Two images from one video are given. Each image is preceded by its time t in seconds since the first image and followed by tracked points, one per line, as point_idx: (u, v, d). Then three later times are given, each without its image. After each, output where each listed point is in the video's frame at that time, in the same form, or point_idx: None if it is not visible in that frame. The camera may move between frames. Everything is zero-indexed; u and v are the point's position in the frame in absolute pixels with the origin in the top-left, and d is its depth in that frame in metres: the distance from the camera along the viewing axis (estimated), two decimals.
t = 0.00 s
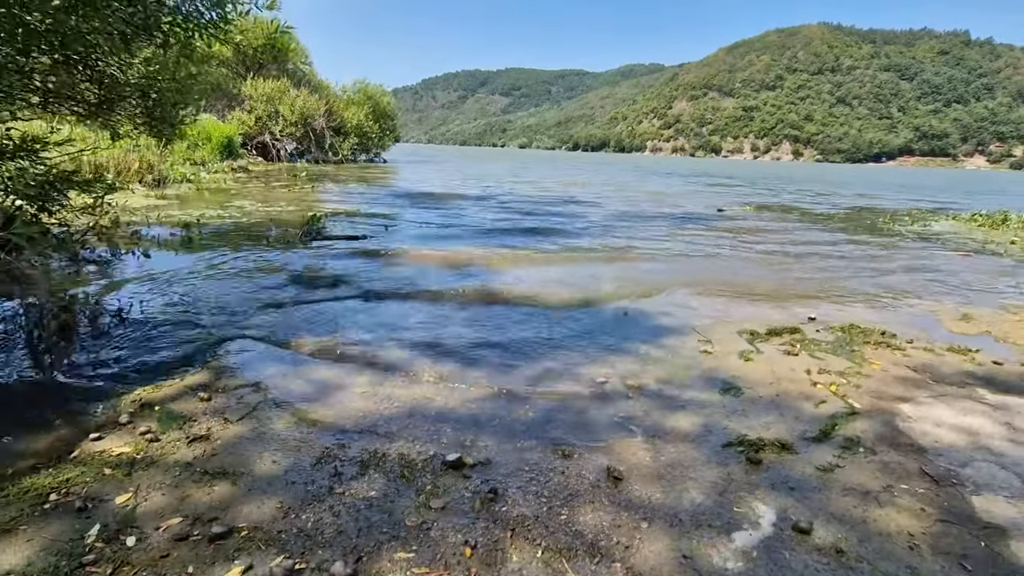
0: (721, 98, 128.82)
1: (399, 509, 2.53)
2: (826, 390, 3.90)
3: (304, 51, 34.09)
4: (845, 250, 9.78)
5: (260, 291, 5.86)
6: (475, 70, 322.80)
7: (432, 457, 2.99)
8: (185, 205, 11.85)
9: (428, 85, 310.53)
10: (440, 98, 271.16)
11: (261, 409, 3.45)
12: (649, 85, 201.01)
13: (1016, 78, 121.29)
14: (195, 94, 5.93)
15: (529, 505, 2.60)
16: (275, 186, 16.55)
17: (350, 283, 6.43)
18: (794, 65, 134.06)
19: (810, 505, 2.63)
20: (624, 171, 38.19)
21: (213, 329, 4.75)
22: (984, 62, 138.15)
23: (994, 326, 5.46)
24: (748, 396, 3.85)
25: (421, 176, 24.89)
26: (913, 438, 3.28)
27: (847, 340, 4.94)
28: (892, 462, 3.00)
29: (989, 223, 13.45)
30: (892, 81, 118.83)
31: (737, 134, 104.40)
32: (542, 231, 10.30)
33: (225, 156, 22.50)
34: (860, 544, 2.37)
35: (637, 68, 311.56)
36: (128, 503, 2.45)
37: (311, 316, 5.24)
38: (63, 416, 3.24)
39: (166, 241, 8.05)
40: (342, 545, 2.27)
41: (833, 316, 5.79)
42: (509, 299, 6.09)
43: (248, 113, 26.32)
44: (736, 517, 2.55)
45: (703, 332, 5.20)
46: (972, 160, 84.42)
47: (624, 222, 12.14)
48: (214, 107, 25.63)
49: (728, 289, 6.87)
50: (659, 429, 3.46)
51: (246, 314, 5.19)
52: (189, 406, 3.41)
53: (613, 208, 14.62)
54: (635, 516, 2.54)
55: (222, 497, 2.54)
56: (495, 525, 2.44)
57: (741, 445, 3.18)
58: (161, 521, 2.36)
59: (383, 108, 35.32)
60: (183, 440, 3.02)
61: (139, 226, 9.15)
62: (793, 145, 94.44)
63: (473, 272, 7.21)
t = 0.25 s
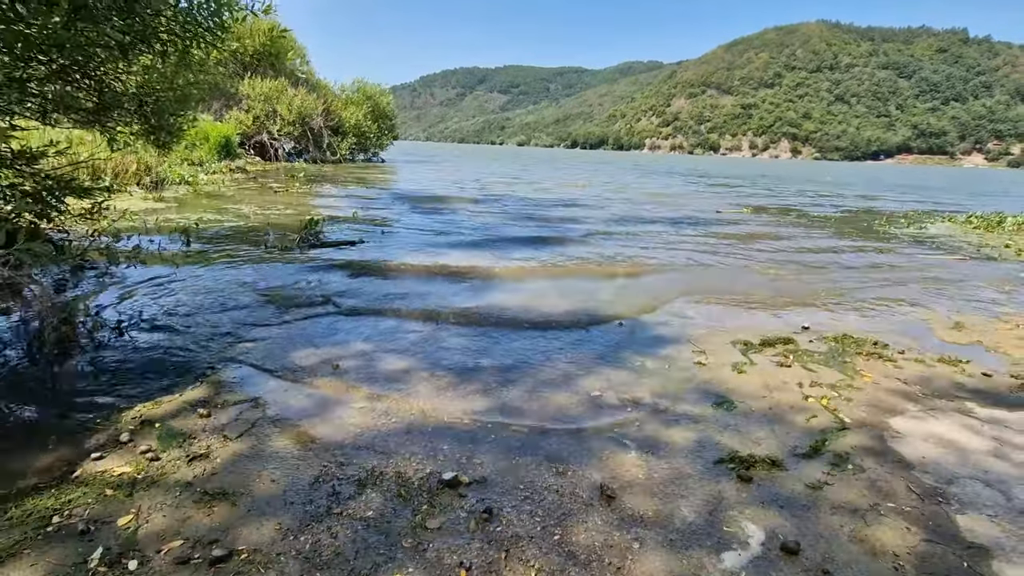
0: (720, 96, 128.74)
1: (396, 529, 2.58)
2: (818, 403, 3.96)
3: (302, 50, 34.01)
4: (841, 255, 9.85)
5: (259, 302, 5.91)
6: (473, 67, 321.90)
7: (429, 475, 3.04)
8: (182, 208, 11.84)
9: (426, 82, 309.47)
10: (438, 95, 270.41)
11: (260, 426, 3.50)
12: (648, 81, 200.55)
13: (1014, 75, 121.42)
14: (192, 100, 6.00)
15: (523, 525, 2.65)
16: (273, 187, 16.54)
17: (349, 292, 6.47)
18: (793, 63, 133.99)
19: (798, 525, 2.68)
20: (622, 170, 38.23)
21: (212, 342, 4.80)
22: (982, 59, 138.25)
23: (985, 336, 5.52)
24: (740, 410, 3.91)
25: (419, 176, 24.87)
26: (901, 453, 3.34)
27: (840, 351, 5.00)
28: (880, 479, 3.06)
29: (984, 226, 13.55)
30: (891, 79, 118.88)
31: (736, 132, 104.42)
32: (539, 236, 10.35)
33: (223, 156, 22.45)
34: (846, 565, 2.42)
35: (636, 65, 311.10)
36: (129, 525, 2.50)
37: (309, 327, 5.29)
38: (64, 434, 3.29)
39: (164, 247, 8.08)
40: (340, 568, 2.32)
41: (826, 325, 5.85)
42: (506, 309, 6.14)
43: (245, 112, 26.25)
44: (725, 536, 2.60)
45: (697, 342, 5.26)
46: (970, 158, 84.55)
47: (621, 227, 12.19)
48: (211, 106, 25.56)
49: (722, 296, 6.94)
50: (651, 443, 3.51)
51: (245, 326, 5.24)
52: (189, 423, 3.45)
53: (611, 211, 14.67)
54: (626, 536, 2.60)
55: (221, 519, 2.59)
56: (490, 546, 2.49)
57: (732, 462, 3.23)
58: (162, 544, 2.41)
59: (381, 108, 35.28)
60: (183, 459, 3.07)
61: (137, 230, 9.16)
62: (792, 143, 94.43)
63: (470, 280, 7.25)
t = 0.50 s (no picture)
0: (718, 93, 128.72)
1: (392, 550, 2.65)
2: (807, 418, 4.03)
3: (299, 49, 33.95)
4: (834, 260, 9.94)
5: (257, 313, 5.98)
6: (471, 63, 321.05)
7: (424, 493, 3.10)
8: (180, 211, 11.86)
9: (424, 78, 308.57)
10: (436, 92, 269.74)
11: (258, 443, 3.56)
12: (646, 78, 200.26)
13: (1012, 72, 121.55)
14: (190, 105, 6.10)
15: (516, 545, 2.72)
16: (270, 189, 16.54)
17: (346, 301, 6.52)
18: (791, 60, 134.00)
19: (784, 544, 2.75)
20: (620, 169, 38.32)
21: (212, 355, 4.87)
22: (979, 56, 138.37)
23: (973, 345, 5.60)
24: (731, 424, 3.98)
25: (417, 176, 24.89)
26: (886, 469, 3.41)
27: (830, 362, 5.07)
28: (865, 497, 3.13)
29: (977, 228, 13.66)
30: (888, 76, 119.05)
31: (734, 130, 104.49)
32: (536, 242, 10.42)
33: (220, 156, 22.41)
34: None
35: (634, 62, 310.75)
36: (132, 548, 2.56)
37: (308, 340, 5.35)
38: (67, 451, 3.35)
39: (162, 254, 8.13)
40: None
41: (818, 334, 5.93)
42: (502, 319, 6.20)
43: (242, 111, 26.21)
44: (713, 556, 2.67)
45: (690, 353, 5.32)
46: (967, 155, 84.79)
47: (618, 231, 12.27)
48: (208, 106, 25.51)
49: (716, 304, 7.02)
50: (643, 458, 3.57)
51: (244, 339, 5.31)
52: (189, 441, 3.51)
53: (608, 215, 14.74)
54: (616, 557, 2.66)
55: (221, 541, 2.65)
56: (483, 567, 2.56)
57: (721, 478, 3.30)
58: (164, 567, 2.47)
59: (379, 107, 35.25)
60: (183, 478, 3.13)
61: (135, 235, 9.19)
62: (789, 141, 94.50)
63: (466, 288, 7.31)
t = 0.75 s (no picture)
0: (716, 91, 128.77)
1: (388, 566, 2.69)
2: (798, 428, 4.08)
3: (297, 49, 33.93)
4: (829, 264, 10.02)
5: (254, 321, 6.03)
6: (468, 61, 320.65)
7: (419, 507, 3.14)
8: (178, 214, 11.87)
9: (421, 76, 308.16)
10: (434, 90, 269.17)
11: (257, 455, 3.60)
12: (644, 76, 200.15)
13: (1009, 70, 121.78)
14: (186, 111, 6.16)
15: (509, 561, 2.77)
16: (268, 191, 16.56)
17: (344, 309, 6.56)
18: (788, 58, 134.14)
19: (773, 558, 2.80)
20: (617, 169, 38.44)
21: (211, 366, 4.90)
22: (977, 53, 138.62)
23: (964, 352, 5.67)
24: (723, 434, 4.03)
25: (415, 177, 24.92)
26: (875, 481, 3.46)
27: (822, 370, 5.13)
28: (853, 509, 3.18)
29: (971, 230, 13.77)
30: (885, 74, 119.30)
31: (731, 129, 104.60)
32: (532, 247, 10.48)
33: (217, 157, 22.41)
34: None
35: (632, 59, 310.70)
36: (132, 566, 2.61)
37: (306, 349, 5.38)
38: (67, 466, 3.39)
39: (161, 260, 8.16)
40: None
41: (811, 341, 5.99)
42: (498, 326, 6.25)
43: (240, 112, 26.20)
44: (702, 571, 2.72)
45: (684, 361, 5.38)
46: (964, 153, 85.10)
47: (615, 234, 12.33)
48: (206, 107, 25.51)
49: (711, 310, 7.08)
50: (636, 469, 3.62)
51: (243, 349, 5.34)
52: (188, 454, 3.55)
53: (605, 217, 14.80)
54: (608, 572, 2.71)
55: (219, 558, 2.70)
56: None
57: (712, 491, 3.35)
58: None
59: (376, 107, 35.24)
60: (182, 494, 3.17)
61: (133, 240, 9.20)
62: (787, 139, 94.61)
63: (463, 294, 7.36)
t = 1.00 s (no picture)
0: (713, 89, 128.80)
1: None
2: (789, 439, 4.13)
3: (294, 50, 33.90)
4: (824, 269, 10.07)
5: (254, 330, 6.07)
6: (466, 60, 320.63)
7: (415, 523, 3.19)
8: (176, 219, 11.88)
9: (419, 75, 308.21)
10: (432, 88, 268.81)
11: (255, 470, 3.64)
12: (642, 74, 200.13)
13: (1006, 67, 122.16)
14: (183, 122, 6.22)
15: None
16: (265, 195, 16.56)
17: (341, 317, 6.60)
18: (786, 56, 134.29)
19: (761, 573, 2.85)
20: (615, 169, 38.52)
21: (210, 378, 4.93)
22: (974, 51, 138.79)
23: (955, 359, 5.72)
24: (716, 444, 4.08)
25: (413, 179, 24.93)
26: (864, 493, 3.52)
27: (815, 379, 5.18)
28: (842, 522, 3.24)
29: (966, 232, 13.84)
30: (883, 72, 119.43)
31: (729, 127, 104.76)
32: (529, 252, 10.52)
33: (214, 159, 22.40)
34: None
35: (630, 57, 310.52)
36: None
37: (304, 359, 5.41)
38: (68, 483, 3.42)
39: (159, 267, 8.18)
40: None
41: (805, 348, 6.04)
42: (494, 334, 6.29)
43: (237, 114, 26.17)
44: None
45: (679, 369, 5.42)
46: (961, 151, 85.28)
47: (611, 238, 12.37)
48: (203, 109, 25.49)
49: (706, 317, 7.13)
50: (629, 480, 3.66)
51: (242, 359, 5.37)
52: (187, 470, 3.59)
53: (602, 220, 14.84)
54: None
55: None
56: None
57: (704, 504, 3.40)
58: None
59: (374, 108, 35.22)
60: (181, 510, 3.21)
61: (130, 247, 9.22)
62: (785, 137, 94.73)
63: (459, 302, 7.40)
